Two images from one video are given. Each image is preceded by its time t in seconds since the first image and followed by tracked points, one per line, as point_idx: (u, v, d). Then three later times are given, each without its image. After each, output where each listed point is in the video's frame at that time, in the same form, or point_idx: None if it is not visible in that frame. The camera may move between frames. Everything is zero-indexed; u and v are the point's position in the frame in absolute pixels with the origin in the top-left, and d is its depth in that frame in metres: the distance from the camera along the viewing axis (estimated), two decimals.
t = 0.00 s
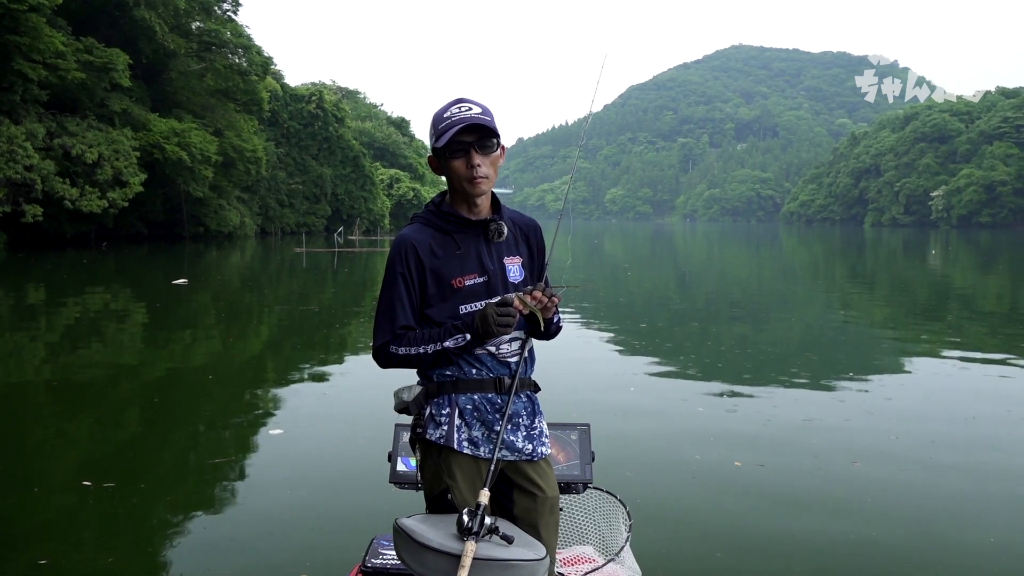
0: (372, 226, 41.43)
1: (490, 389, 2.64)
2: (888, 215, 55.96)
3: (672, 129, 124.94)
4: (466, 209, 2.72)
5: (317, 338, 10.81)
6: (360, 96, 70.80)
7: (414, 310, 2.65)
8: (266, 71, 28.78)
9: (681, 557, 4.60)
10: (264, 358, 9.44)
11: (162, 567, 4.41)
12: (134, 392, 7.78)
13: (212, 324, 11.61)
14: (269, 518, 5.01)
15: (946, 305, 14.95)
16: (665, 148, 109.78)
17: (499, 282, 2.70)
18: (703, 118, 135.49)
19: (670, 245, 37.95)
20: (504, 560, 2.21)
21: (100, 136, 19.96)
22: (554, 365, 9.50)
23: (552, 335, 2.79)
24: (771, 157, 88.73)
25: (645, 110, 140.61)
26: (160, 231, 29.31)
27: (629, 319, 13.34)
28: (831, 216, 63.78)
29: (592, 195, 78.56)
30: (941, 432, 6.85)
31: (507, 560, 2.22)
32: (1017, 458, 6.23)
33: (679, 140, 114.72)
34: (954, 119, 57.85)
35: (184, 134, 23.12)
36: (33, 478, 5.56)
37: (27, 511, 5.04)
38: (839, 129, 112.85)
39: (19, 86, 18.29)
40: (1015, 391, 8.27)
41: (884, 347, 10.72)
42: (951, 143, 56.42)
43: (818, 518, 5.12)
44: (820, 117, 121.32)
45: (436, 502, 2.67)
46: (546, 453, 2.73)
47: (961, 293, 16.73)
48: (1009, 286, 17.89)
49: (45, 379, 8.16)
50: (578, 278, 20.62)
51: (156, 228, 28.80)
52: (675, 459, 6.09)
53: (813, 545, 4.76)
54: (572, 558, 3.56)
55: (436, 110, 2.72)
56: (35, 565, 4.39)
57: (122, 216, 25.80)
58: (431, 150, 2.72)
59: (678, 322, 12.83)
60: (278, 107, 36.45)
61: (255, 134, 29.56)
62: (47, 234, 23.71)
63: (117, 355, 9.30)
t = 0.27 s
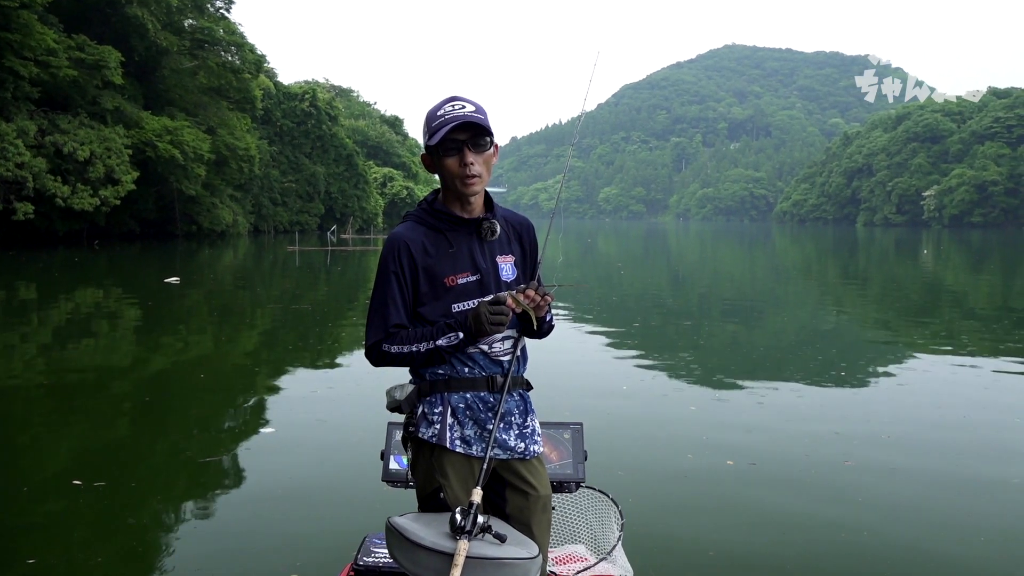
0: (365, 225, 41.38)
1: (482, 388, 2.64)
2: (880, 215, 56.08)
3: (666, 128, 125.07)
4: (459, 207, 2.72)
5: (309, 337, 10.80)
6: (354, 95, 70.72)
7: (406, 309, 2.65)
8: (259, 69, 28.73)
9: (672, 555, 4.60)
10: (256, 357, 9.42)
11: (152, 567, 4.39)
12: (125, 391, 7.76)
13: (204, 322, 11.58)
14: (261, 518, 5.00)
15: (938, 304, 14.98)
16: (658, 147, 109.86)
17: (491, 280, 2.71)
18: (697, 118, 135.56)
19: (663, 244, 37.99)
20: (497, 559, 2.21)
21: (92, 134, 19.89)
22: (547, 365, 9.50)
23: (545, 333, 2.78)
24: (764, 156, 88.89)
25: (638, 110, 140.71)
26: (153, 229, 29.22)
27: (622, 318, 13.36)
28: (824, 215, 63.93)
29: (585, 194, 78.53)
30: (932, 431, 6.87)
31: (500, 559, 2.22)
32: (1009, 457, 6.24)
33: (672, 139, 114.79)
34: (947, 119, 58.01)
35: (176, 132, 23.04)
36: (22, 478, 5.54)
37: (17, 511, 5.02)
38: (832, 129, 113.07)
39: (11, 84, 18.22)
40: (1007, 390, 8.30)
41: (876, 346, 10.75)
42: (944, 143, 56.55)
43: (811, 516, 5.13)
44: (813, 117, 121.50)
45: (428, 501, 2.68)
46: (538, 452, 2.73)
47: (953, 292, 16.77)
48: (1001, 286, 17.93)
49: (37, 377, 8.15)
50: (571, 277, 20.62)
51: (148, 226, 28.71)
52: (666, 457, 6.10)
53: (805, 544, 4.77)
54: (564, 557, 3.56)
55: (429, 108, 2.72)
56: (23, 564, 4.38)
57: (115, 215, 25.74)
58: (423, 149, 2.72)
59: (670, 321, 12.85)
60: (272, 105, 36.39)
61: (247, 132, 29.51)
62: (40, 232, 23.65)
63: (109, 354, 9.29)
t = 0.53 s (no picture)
0: (362, 226, 41.37)
1: (479, 389, 2.64)
2: (876, 216, 56.19)
3: (662, 130, 125.20)
4: (453, 208, 2.72)
5: (306, 338, 10.80)
6: (350, 96, 70.73)
7: (402, 311, 2.65)
8: (255, 70, 28.72)
9: (668, 556, 4.61)
10: (252, 358, 9.41)
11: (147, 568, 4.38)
12: (121, 392, 7.74)
13: (200, 324, 11.57)
14: (257, 519, 5.00)
15: (933, 305, 15.02)
16: (655, 149, 109.99)
17: (487, 282, 2.70)
18: (693, 119, 135.69)
19: (659, 245, 38.02)
20: (493, 560, 2.21)
21: (88, 135, 19.86)
22: (543, 366, 9.50)
23: (540, 334, 2.78)
24: (760, 158, 89.02)
25: (634, 111, 140.84)
26: (148, 230, 29.20)
27: (618, 319, 13.37)
28: (820, 217, 64.05)
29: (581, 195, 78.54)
30: (927, 432, 6.89)
31: (498, 561, 2.21)
32: (1003, 458, 6.27)
33: (668, 141, 114.94)
34: (942, 121, 58.16)
35: (172, 133, 23.01)
36: (17, 480, 5.52)
37: (12, 512, 5.01)
38: (828, 130, 113.26)
39: (6, 84, 18.19)
40: (1003, 392, 8.32)
41: (872, 347, 10.78)
42: (939, 145, 56.71)
43: (806, 517, 5.14)
44: (809, 118, 121.73)
45: (426, 503, 2.67)
46: (535, 453, 2.72)
47: (949, 294, 16.81)
48: (995, 287, 17.99)
49: (32, 378, 8.13)
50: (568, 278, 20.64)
51: (144, 227, 28.68)
52: (662, 458, 6.11)
53: (800, 545, 4.77)
54: (561, 558, 3.56)
55: (422, 110, 2.71)
56: (16, 566, 4.37)
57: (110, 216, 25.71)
58: (416, 150, 2.71)
59: (667, 323, 12.87)
60: (268, 106, 36.37)
61: (244, 133, 29.49)
62: (35, 234, 23.60)
63: (104, 355, 9.27)
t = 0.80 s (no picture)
0: (359, 226, 41.38)
1: (475, 389, 2.64)
2: (874, 216, 56.25)
3: (660, 129, 125.29)
4: (449, 208, 2.71)
5: (304, 338, 10.80)
6: (347, 95, 70.70)
7: (398, 311, 2.65)
8: (253, 70, 28.72)
9: (663, 556, 4.61)
10: (249, 358, 9.40)
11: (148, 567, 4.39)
12: (117, 393, 7.74)
13: (197, 324, 11.55)
14: (255, 519, 4.99)
15: (931, 305, 15.03)
16: (652, 149, 110.04)
17: (483, 281, 2.70)
18: (691, 119, 135.77)
19: (657, 245, 38.04)
20: (489, 560, 2.20)
21: (85, 134, 19.84)
22: (541, 366, 9.49)
23: (537, 333, 2.78)
24: (757, 157, 89.10)
25: (632, 111, 140.91)
26: (146, 230, 29.18)
27: (616, 319, 13.38)
28: (817, 216, 64.12)
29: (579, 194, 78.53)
30: (924, 433, 6.90)
31: (494, 561, 2.21)
32: (1001, 458, 6.27)
33: (666, 141, 115.00)
34: (939, 121, 58.23)
35: (169, 133, 22.97)
36: (12, 480, 5.50)
37: (7, 513, 5.00)
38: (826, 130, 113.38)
39: (3, 84, 18.17)
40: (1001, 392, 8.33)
41: (870, 347, 10.79)
42: (936, 145, 56.78)
43: (805, 517, 5.14)
44: (807, 118, 121.78)
45: (422, 503, 2.67)
46: (531, 453, 2.72)
47: (946, 294, 16.84)
48: (992, 287, 18.01)
49: (29, 379, 8.13)
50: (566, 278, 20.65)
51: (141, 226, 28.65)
52: (660, 458, 6.11)
53: (799, 545, 4.77)
54: (557, 558, 3.56)
55: (416, 110, 2.71)
56: (12, 567, 4.35)
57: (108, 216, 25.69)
58: (411, 150, 2.71)
59: (664, 323, 12.87)
60: (265, 106, 36.35)
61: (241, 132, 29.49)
62: (32, 234, 23.58)
63: (102, 355, 9.27)
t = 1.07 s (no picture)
0: (359, 226, 41.37)
1: (475, 390, 2.63)
2: (874, 216, 56.24)
3: (660, 130, 125.31)
4: (449, 209, 2.71)
5: (304, 339, 10.80)
6: (347, 96, 70.70)
7: (398, 312, 2.64)
8: (252, 70, 28.71)
9: (662, 556, 4.60)
10: (249, 359, 9.39)
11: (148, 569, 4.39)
12: (117, 394, 7.74)
13: (196, 325, 11.54)
14: (255, 520, 4.99)
15: (931, 305, 15.03)
16: (652, 149, 110.04)
17: (483, 282, 2.69)
18: (691, 119, 135.74)
19: (657, 245, 38.04)
20: (490, 561, 2.20)
21: (85, 135, 19.83)
22: (541, 366, 9.49)
23: (537, 333, 2.78)
24: (757, 158, 89.12)
25: (632, 111, 140.91)
26: (146, 231, 29.19)
27: (616, 319, 13.37)
28: (817, 216, 64.11)
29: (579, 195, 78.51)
30: (925, 433, 6.89)
31: (495, 562, 2.21)
32: (1002, 458, 6.27)
33: (666, 141, 115.00)
34: (939, 121, 58.23)
35: (169, 134, 22.96)
36: (12, 482, 5.49)
37: (8, 515, 4.99)
38: (825, 130, 113.38)
39: (3, 85, 18.16)
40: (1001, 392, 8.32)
41: (871, 347, 10.79)
42: (936, 145, 56.76)
43: (805, 517, 5.13)
44: (807, 118, 121.80)
45: (422, 504, 2.67)
46: (532, 454, 2.72)
47: (946, 294, 16.84)
48: (993, 287, 18.01)
49: (29, 380, 8.13)
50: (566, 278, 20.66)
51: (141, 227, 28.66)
52: (660, 459, 6.10)
53: (801, 545, 4.77)
54: (558, 559, 3.55)
55: (417, 111, 2.71)
56: (12, 569, 4.35)
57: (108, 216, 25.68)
58: (412, 151, 2.71)
59: (665, 323, 12.87)
60: (265, 106, 36.36)
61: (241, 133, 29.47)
62: (32, 235, 23.58)
63: (102, 356, 9.27)
